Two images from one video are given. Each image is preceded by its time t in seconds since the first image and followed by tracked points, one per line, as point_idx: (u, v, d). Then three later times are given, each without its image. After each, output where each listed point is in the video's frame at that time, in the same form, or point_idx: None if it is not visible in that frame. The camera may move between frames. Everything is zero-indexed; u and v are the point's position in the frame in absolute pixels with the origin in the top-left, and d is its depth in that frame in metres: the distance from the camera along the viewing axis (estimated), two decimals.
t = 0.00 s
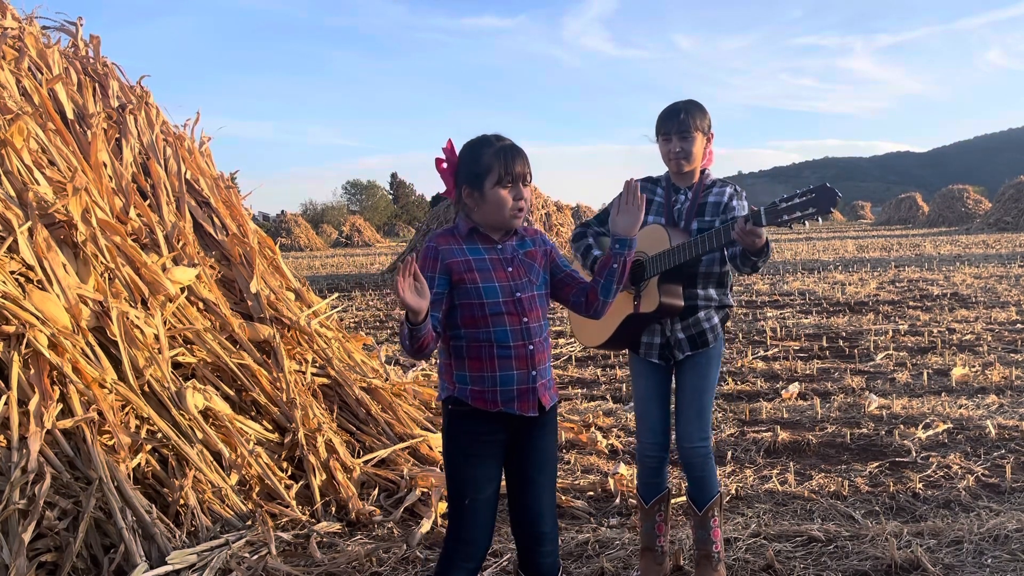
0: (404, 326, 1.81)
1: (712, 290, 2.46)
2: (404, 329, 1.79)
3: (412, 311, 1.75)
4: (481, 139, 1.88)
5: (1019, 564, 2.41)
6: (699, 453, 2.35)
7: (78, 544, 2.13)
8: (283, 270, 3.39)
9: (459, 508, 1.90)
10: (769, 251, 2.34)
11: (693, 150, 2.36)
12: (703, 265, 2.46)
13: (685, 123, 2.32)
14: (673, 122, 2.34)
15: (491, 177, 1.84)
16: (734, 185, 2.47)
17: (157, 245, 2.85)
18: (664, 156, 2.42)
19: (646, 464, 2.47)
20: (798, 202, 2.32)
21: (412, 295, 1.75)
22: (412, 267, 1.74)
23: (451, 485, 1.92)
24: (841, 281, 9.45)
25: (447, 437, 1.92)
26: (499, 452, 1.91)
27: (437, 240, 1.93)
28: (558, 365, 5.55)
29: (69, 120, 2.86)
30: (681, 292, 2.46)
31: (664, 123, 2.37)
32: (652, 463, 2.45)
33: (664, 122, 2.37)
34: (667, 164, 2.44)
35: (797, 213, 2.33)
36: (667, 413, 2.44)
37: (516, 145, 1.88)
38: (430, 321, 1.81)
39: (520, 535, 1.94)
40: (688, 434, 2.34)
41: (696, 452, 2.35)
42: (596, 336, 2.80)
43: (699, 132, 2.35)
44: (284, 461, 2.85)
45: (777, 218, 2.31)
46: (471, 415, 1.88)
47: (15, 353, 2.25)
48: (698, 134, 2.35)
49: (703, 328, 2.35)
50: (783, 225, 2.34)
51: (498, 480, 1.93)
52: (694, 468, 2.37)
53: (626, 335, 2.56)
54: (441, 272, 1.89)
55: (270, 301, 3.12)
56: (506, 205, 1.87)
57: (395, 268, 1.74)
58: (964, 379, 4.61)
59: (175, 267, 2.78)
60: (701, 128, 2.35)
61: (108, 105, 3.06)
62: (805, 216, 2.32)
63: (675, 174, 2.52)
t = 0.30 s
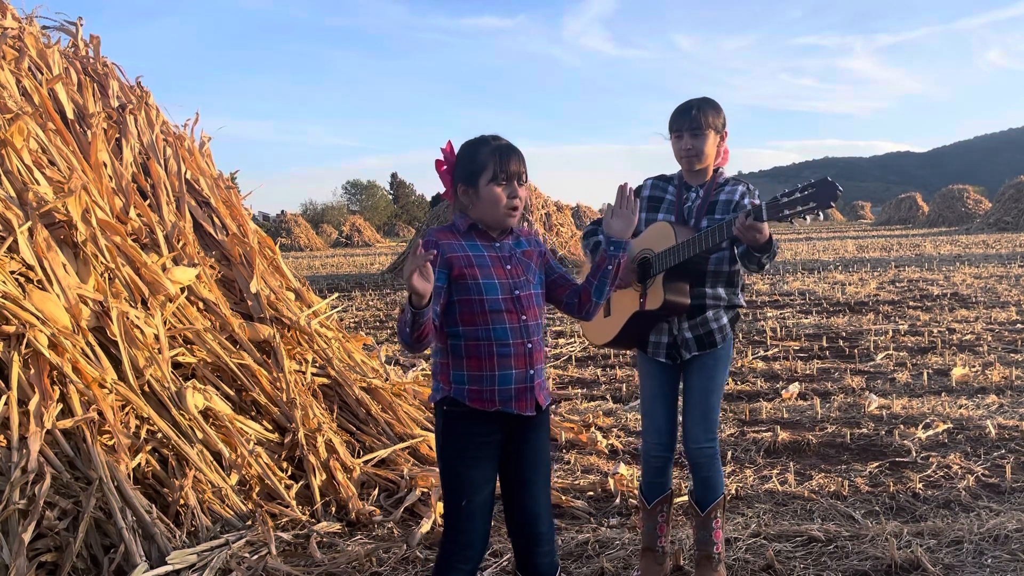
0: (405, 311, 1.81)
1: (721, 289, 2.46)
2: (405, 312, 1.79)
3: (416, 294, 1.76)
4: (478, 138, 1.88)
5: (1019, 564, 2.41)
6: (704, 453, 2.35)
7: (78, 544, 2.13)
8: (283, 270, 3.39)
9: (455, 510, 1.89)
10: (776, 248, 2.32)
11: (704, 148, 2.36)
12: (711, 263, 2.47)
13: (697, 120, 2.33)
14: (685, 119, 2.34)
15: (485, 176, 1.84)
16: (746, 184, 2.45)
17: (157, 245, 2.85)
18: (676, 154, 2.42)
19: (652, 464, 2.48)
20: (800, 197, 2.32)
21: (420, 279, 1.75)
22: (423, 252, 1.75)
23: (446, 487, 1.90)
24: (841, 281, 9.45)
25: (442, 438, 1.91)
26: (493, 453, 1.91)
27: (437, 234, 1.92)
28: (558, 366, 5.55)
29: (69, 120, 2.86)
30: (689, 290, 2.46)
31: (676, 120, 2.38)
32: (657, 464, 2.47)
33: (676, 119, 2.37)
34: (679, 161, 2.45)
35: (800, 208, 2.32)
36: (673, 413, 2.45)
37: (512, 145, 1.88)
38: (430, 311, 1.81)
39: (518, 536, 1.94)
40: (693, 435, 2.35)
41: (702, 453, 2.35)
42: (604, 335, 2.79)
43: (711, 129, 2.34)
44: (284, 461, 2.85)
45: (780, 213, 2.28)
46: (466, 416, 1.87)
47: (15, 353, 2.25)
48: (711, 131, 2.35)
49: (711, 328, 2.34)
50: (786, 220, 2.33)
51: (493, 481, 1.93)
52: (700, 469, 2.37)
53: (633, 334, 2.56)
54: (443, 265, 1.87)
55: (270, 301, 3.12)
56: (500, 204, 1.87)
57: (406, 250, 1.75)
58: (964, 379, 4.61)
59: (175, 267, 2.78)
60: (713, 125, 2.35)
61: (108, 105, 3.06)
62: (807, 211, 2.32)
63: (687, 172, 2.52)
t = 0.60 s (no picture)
0: (394, 298, 1.82)
1: (727, 290, 2.45)
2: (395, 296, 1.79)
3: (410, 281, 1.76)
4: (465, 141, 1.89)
5: (1019, 564, 2.41)
6: (707, 455, 2.35)
7: (78, 544, 2.13)
8: (283, 270, 3.39)
9: (447, 516, 1.86)
10: (778, 248, 2.31)
11: (711, 148, 2.36)
12: (717, 264, 2.45)
13: (704, 119, 2.33)
14: (692, 118, 2.35)
15: (463, 178, 1.85)
16: (755, 183, 2.43)
17: (157, 245, 2.85)
18: (683, 153, 2.43)
19: (654, 465, 2.49)
20: (800, 198, 2.27)
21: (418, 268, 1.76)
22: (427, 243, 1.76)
23: (436, 492, 1.88)
24: (841, 282, 9.45)
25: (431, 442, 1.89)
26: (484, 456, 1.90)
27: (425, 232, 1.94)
28: (558, 366, 5.55)
29: (69, 120, 2.86)
30: (694, 291, 2.45)
31: (683, 119, 2.38)
32: (659, 465, 2.47)
33: (683, 118, 2.38)
34: (686, 161, 2.45)
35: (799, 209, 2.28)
36: (676, 413, 2.45)
37: (496, 150, 1.87)
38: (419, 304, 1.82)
39: (514, 541, 1.92)
40: (696, 436, 2.35)
41: (705, 454, 2.35)
42: (610, 334, 2.80)
43: (718, 128, 2.34)
44: (284, 461, 2.85)
45: (779, 215, 2.26)
46: (452, 418, 1.87)
47: (15, 353, 2.25)
48: (718, 130, 2.35)
49: (716, 329, 2.35)
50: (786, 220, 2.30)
51: (484, 486, 1.91)
52: (703, 471, 2.37)
53: (640, 334, 2.57)
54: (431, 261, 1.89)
55: (271, 301, 3.12)
56: (476, 207, 1.87)
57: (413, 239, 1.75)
58: (964, 379, 4.61)
59: (175, 267, 2.78)
60: (721, 125, 2.35)
61: (108, 105, 3.06)
62: (807, 212, 2.28)
63: (694, 172, 2.52)
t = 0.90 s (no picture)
0: (385, 291, 1.85)
1: (728, 291, 2.44)
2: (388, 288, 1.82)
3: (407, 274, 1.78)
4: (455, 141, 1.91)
5: (1019, 564, 2.42)
6: (707, 456, 2.35)
7: (78, 544, 2.13)
8: (283, 270, 3.39)
9: (440, 516, 1.86)
10: (777, 250, 2.31)
11: (714, 148, 2.37)
12: (719, 264, 2.45)
13: (708, 119, 2.33)
14: (696, 117, 2.35)
15: (443, 176, 1.89)
16: (758, 183, 2.41)
17: (157, 245, 2.85)
18: (687, 152, 2.43)
19: (652, 466, 2.49)
20: (799, 202, 2.21)
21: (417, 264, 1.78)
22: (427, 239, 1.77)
23: (430, 492, 1.88)
24: (841, 282, 9.46)
25: (424, 441, 1.90)
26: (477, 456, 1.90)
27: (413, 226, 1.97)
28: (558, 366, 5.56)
29: (69, 120, 2.86)
30: (696, 292, 2.45)
31: (687, 118, 2.38)
32: (657, 466, 2.48)
33: (687, 118, 2.38)
34: (690, 161, 2.45)
35: (796, 213, 2.22)
36: (675, 413, 2.46)
37: (480, 150, 1.87)
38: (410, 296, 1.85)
39: (511, 545, 1.91)
40: (696, 436, 2.35)
41: (704, 455, 2.35)
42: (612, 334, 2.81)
43: (722, 128, 2.35)
44: (284, 461, 2.85)
45: (777, 218, 2.19)
46: (440, 418, 1.88)
47: (15, 353, 2.25)
48: (722, 131, 2.35)
49: (717, 331, 2.34)
50: (785, 222, 2.23)
51: (477, 487, 1.90)
52: (702, 471, 2.37)
53: (641, 335, 2.58)
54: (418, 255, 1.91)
55: (271, 301, 3.13)
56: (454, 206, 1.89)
57: (422, 234, 1.74)
58: (964, 379, 4.61)
59: (175, 267, 2.78)
60: (725, 125, 2.35)
61: (108, 105, 3.06)
62: (803, 215, 2.23)
63: (697, 172, 2.51)
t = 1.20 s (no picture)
0: (379, 265, 1.90)
1: (729, 292, 2.44)
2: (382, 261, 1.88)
3: (401, 253, 1.84)
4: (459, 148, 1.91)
5: (1019, 564, 2.42)
6: (707, 457, 2.35)
7: (78, 545, 2.13)
8: (283, 270, 3.39)
9: (434, 520, 1.84)
10: (778, 252, 2.31)
11: (715, 148, 2.37)
12: (720, 266, 2.45)
13: (709, 119, 2.33)
14: (697, 117, 2.35)
15: (446, 184, 1.89)
16: (759, 184, 2.41)
17: (157, 245, 2.85)
18: (688, 153, 2.43)
19: (651, 466, 2.49)
20: (800, 203, 2.20)
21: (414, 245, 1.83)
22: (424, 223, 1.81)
23: (422, 495, 1.87)
24: (841, 282, 9.46)
25: (415, 444, 1.90)
26: (469, 458, 1.90)
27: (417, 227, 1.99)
28: (558, 366, 5.56)
29: (69, 120, 2.86)
30: (696, 293, 2.45)
31: (688, 118, 2.38)
32: (657, 466, 2.48)
33: (688, 118, 2.38)
34: (691, 162, 2.45)
35: (799, 215, 2.21)
36: (675, 413, 2.45)
37: (482, 156, 1.88)
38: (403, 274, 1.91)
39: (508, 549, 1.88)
40: (695, 437, 2.35)
41: (703, 456, 2.35)
42: (613, 334, 2.82)
43: (723, 129, 2.35)
44: (284, 461, 2.85)
45: (778, 220, 2.21)
46: (429, 421, 1.89)
47: (15, 353, 2.25)
48: (723, 131, 2.35)
49: (718, 332, 2.34)
50: (788, 224, 2.24)
51: (470, 489, 1.89)
52: (701, 473, 2.38)
53: (642, 335, 2.59)
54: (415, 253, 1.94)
55: (271, 301, 3.13)
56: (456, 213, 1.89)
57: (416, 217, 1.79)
58: (964, 379, 4.61)
59: (175, 267, 2.78)
60: (726, 125, 2.35)
61: (108, 105, 3.06)
62: (806, 217, 2.21)
63: (698, 172, 2.51)
